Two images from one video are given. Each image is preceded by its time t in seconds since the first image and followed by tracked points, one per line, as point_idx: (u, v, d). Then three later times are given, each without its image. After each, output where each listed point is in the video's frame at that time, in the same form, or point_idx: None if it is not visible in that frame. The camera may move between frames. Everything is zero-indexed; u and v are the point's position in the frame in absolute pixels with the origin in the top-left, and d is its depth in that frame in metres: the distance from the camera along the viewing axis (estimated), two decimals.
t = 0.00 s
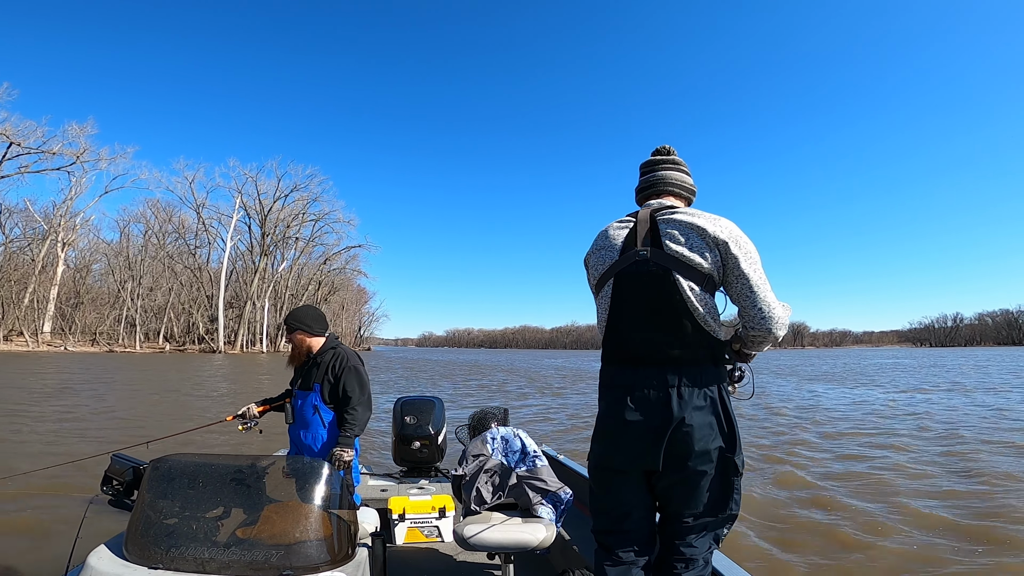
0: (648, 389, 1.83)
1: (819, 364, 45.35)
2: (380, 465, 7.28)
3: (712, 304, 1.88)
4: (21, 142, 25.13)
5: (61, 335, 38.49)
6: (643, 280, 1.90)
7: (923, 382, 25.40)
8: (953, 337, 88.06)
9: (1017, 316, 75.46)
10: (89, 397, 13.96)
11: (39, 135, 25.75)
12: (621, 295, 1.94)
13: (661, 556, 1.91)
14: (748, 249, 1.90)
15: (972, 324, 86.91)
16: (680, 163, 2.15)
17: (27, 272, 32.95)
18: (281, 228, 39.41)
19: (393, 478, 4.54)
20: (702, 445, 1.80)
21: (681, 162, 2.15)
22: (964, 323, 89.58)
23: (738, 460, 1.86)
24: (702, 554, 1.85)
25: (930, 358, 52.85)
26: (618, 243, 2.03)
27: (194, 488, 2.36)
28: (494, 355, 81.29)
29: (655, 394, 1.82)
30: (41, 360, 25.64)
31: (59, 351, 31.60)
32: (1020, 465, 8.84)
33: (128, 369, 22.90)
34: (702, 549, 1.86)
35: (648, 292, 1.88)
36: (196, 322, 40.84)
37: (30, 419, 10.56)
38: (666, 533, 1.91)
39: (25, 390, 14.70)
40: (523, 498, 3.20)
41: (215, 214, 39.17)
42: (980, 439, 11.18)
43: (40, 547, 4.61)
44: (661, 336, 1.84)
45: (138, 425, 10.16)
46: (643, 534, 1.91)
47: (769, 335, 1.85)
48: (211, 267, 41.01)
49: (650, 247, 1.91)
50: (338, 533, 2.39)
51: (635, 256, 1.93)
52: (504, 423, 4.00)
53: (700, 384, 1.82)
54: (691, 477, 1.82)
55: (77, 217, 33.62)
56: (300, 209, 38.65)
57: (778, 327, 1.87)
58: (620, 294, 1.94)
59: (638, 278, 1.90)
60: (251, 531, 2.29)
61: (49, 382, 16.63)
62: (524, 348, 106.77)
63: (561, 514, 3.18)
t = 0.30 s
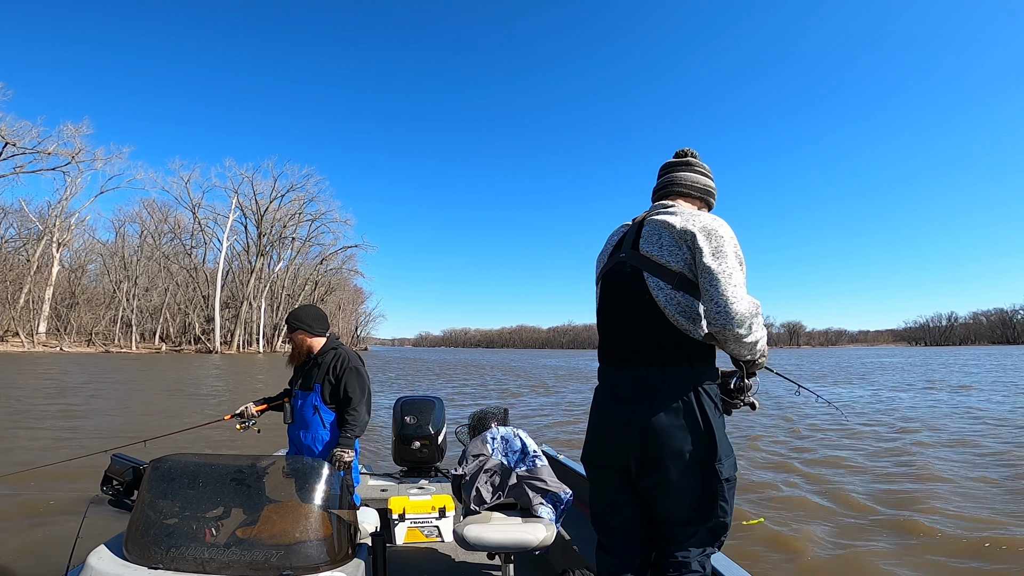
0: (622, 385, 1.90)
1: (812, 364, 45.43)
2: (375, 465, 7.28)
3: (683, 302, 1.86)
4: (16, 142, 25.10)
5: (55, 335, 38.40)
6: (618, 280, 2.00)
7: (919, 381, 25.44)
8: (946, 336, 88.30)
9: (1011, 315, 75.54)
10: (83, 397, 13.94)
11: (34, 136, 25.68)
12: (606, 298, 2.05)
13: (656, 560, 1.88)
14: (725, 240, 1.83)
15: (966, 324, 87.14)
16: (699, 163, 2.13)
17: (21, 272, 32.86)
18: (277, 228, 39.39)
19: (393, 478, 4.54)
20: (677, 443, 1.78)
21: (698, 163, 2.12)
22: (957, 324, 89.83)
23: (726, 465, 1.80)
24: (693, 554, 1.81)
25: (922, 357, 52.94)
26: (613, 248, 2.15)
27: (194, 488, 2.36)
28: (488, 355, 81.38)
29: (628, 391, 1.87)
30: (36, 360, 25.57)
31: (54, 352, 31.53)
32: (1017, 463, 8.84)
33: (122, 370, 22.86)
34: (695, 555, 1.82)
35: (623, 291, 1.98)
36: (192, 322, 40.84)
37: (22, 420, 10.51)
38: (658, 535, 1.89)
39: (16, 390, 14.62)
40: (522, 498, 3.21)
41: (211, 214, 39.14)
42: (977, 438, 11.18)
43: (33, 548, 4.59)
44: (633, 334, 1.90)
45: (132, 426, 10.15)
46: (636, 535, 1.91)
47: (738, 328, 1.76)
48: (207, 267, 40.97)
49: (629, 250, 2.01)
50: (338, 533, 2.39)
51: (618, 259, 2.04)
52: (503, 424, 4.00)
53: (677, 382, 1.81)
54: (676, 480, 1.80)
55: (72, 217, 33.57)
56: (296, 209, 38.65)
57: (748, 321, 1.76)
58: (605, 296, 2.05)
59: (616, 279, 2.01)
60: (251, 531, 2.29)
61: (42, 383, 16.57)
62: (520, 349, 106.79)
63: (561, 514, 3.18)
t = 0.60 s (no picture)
0: (607, 384, 1.99)
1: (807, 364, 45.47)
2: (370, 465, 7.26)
3: (658, 300, 1.85)
4: (10, 141, 24.97)
5: (50, 335, 38.24)
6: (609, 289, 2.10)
7: (911, 380, 25.51)
8: (941, 336, 88.48)
9: (1004, 316, 75.81)
10: (74, 397, 13.87)
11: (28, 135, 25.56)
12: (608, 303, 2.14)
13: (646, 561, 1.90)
14: (696, 234, 1.79)
15: (960, 323, 87.37)
16: (725, 159, 2.10)
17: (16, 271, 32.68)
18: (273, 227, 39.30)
19: (393, 478, 4.53)
20: (648, 444, 1.81)
21: (714, 159, 2.07)
22: (952, 323, 90.03)
23: (702, 469, 1.77)
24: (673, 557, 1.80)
25: (915, 356, 52.97)
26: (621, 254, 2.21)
27: (194, 488, 2.36)
28: (484, 354, 81.39)
29: (610, 391, 1.96)
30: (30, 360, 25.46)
31: (49, 351, 31.41)
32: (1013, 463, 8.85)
33: (115, 369, 22.78)
34: (689, 560, 1.80)
35: (616, 295, 2.05)
36: (187, 322, 40.76)
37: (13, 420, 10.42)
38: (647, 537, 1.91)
39: (7, 391, 14.50)
40: (522, 498, 3.21)
41: (206, 213, 39.01)
42: (973, 437, 11.20)
43: (26, 549, 4.56)
44: (617, 336, 1.98)
45: (123, 426, 10.09)
46: (628, 534, 1.96)
47: (696, 326, 1.69)
48: (202, 267, 40.84)
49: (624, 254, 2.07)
50: (337, 534, 2.39)
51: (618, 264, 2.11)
52: (503, 424, 4.00)
53: (647, 387, 1.83)
54: (657, 487, 1.80)
55: (66, 216, 33.41)
56: (292, 208, 38.56)
57: (707, 318, 1.69)
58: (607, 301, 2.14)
59: (613, 284, 2.09)
60: (251, 531, 2.29)
61: (34, 383, 16.44)
62: (516, 348, 106.74)
63: (561, 514, 3.18)
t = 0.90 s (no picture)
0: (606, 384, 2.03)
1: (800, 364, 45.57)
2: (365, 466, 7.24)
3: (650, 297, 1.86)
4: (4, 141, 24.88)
5: (42, 335, 38.06)
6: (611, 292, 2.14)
7: (905, 380, 25.57)
8: (933, 336, 88.77)
9: (997, 315, 76.02)
10: (65, 397, 13.83)
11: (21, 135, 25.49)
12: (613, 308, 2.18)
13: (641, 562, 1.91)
14: (686, 230, 1.80)
15: (952, 324, 87.72)
16: (732, 157, 2.09)
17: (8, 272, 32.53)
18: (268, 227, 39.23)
19: (393, 478, 4.53)
20: (638, 444, 1.83)
21: (718, 159, 2.08)
22: (944, 323, 90.37)
23: (690, 470, 1.77)
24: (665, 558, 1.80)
25: (906, 356, 53.11)
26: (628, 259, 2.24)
27: (194, 488, 2.35)
28: (479, 353, 81.41)
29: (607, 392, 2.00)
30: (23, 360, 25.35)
31: (42, 352, 31.29)
32: (1010, 463, 8.86)
33: (107, 369, 22.75)
34: (683, 562, 1.79)
35: (615, 298, 2.08)
36: (181, 322, 40.74)
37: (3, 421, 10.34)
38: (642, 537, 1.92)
39: None
40: (522, 498, 3.21)
41: (201, 213, 38.90)
42: (968, 437, 11.21)
43: (19, 551, 4.54)
44: (615, 338, 2.01)
45: (114, 426, 10.06)
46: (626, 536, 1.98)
47: (683, 321, 1.69)
48: (197, 267, 40.74)
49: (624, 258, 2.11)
50: (337, 534, 2.39)
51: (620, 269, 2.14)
52: (503, 424, 4.00)
53: (639, 385, 1.87)
54: (647, 488, 1.81)
55: (59, 216, 33.28)
56: (287, 208, 38.49)
57: (693, 313, 1.67)
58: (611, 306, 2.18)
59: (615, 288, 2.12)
60: (251, 531, 2.29)
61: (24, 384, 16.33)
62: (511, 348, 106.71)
63: (561, 514, 3.19)
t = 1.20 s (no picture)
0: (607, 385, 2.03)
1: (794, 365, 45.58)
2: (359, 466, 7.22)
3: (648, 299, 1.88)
4: None
5: (35, 336, 37.89)
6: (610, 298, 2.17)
7: (898, 379, 25.59)
8: (926, 336, 88.94)
9: (989, 315, 76.21)
10: (54, 398, 13.75)
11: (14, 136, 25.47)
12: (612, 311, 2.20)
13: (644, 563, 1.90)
14: (681, 231, 1.82)
15: (944, 324, 87.94)
16: (727, 157, 2.10)
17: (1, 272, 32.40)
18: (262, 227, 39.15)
19: (393, 478, 4.53)
20: (639, 447, 1.83)
21: (716, 158, 2.09)
22: (936, 323, 90.57)
23: (690, 473, 1.77)
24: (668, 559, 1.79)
25: (898, 356, 53.09)
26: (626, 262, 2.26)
27: (194, 488, 2.36)
28: (472, 353, 81.41)
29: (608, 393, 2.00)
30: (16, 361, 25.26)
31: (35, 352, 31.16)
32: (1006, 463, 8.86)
33: (99, 369, 22.69)
34: (686, 560, 1.79)
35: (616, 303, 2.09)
36: (175, 322, 40.67)
37: None
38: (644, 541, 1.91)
39: None
40: (522, 498, 3.21)
41: (194, 213, 38.79)
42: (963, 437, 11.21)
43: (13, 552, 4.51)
44: (619, 342, 2.01)
45: (105, 427, 10.01)
46: (626, 535, 1.99)
47: (686, 321, 1.68)
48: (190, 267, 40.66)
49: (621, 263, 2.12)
50: (337, 534, 2.38)
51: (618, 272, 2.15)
52: (503, 424, 4.00)
53: (638, 385, 1.87)
54: (647, 486, 1.81)
55: (52, 217, 33.18)
56: (282, 208, 38.42)
57: (694, 312, 1.67)
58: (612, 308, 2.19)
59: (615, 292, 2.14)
60: (251, 531, 2.28)
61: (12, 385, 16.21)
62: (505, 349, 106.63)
63: (561, 514, 3.18)
